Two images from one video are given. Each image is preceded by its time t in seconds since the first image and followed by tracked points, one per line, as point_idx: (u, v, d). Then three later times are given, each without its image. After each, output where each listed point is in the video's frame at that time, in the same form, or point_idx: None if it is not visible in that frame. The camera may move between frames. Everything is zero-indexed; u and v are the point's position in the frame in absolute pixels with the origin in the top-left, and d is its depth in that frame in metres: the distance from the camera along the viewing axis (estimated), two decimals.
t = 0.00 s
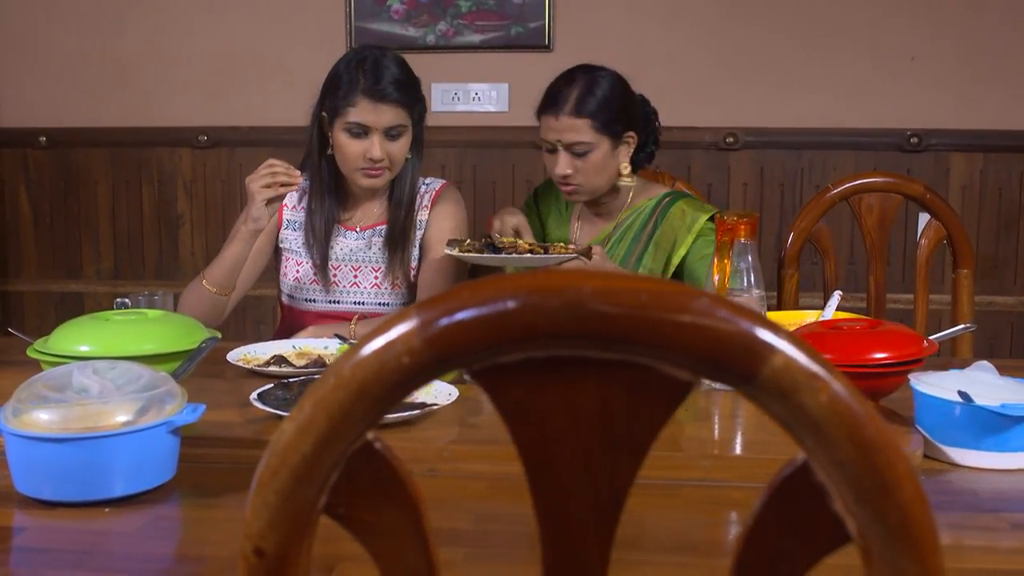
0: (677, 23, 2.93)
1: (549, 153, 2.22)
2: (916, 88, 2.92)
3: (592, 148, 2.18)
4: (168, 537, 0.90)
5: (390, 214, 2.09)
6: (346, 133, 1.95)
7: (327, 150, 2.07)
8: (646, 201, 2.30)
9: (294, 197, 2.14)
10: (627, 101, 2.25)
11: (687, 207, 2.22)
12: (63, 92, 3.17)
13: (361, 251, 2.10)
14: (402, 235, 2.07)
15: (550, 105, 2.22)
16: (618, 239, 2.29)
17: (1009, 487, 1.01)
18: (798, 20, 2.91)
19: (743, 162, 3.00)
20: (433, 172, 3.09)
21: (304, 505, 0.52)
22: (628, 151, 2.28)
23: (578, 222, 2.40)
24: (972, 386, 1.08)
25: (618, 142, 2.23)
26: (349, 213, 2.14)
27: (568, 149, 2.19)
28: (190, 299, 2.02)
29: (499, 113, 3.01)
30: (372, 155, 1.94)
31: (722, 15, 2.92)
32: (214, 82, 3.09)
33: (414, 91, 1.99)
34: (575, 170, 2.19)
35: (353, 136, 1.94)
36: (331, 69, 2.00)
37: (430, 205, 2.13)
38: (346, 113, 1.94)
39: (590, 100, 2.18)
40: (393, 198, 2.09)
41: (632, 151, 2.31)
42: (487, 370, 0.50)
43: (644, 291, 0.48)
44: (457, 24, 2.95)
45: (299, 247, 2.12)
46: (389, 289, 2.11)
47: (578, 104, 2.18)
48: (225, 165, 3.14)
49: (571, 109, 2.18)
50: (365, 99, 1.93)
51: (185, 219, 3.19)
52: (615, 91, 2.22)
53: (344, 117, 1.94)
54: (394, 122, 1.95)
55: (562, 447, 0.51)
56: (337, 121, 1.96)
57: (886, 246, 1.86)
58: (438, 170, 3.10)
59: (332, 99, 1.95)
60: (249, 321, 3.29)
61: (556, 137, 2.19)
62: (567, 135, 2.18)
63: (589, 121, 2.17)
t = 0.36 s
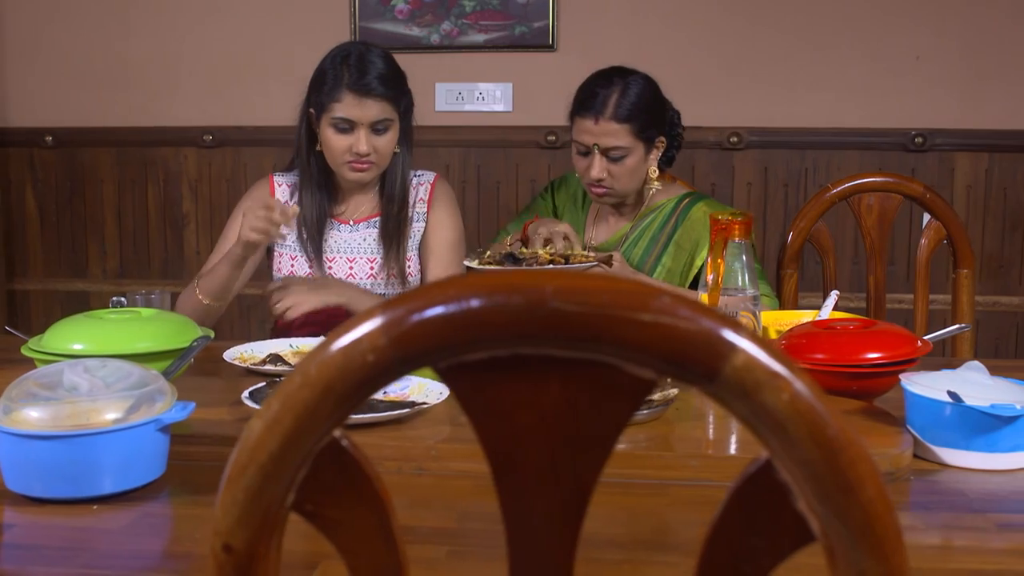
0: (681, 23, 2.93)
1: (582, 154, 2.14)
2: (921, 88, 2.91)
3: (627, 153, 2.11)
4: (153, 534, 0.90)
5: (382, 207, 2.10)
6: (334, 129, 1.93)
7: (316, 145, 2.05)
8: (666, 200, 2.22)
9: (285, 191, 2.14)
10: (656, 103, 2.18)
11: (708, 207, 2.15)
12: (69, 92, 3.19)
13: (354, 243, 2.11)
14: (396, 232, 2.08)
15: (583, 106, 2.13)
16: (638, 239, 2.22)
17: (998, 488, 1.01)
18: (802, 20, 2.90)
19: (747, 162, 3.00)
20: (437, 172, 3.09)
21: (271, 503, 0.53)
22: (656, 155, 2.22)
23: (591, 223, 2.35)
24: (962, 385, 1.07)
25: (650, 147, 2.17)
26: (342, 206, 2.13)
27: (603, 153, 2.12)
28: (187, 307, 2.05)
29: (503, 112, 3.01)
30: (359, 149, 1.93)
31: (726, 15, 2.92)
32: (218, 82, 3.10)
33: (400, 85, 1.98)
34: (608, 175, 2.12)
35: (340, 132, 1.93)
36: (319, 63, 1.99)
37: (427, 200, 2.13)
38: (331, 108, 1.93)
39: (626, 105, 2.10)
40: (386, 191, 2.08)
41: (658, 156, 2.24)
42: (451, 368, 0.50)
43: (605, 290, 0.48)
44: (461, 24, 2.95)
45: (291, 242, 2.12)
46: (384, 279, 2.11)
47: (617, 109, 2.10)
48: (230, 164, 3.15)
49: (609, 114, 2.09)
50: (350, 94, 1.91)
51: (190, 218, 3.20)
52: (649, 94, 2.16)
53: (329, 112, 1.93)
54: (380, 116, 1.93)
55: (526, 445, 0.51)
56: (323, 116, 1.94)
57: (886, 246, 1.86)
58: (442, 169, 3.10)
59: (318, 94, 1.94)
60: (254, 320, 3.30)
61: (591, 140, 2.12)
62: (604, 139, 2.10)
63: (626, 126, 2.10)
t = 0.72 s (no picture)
0: (687, 23, 2.93)
1: (580, 155, 2.12)
2: (927, 87, 2.89)
3: (623, 159, 2.09)
4: (143, 532, 0.91)
5: (380, 203, 2.11)
6: (327, 127, 1.94)
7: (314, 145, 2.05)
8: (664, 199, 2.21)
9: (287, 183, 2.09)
10: (661, 111, 2.16)
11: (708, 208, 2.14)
12: (76, 92, 3.20)
13: (354, 237, 2.12)
14: (393, 230, 2.09)
15: (588, 106, 2.12)
16: (638, 237, 2.20)
17: (989, 489, 1.00)
18: (808, 20, 2.90)
19: (753, 161, 2.99)
20: (443, 171, 3.10)
21: (242, 501, 0.53)
22: (658, 164, 2.20)
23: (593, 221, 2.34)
24: (955, 386, 1.07)
25: (649, 154, 2.15)
26: (341, 203, 2.13)
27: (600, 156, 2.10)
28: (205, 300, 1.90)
29: (509, 112, 3.01)
30: (352, 148, 1.94)
31: (732, 15, 2.91)
32: (225, 82, 3.11)
33: (394, 84, 1.99)
34: (603, 177, 2.11)
35: (333, 131, 1.93)
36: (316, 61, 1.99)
37: (423, 193, 2.15)
38: (325, 107, 1.94)
39: (629, 111, 2.08)
40: (382, 190, 2.09)
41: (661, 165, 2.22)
42: (418, 366, 0.51)
43: (570, 289, 0.48)
44: (467, 24, 2.96)
45: (292, 236, 2.10)
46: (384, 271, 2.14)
47: (617, 114, 2.08)
48: (237, 164, 3.16)
49: (609, 117, 2.07)
50: (343, 93, 1.92)
51: (197, 217, 3.21)
52: (654, 103, 2.14)
53: (323, 111, 1.93)
54: (374, 114, 1.94)
55: (493, 443, 0.52)
56: (318, 114, 1.95)
57: (887, 246, 1.85)
58: (447, 169, 3.11)
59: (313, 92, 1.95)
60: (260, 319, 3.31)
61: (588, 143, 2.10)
62: (602, 142, 2.08)
63: (625, 131, 2.07)
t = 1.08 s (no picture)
0: (693, 23, 2.92)
1: (582, 148, 2.12)
2: (935, 88, 2.88)
3: (626, 152, 2.09)
4: (133, 528, 0.91)
5: (381, 200, 2.11)
6: (333, 127, 1.94)
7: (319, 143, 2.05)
8: (663, 199, 2.20)
9: (292, 180, 2.10)
10: (664, 109, 2.16)
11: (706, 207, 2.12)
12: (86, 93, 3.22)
13: (355, 234, 2.11)
14: (394, 228, 2.10)
15: (592, 100, 2.12)
16: (636, 238, 2.20)
17: (979, 490, 1.00)
18: (815, 19, 2.89)
19: (759, 161, 2.99)
20: (450, 171, 3.11)
21: (212, 497, 0.54)
22: (659, 162, 2.20)
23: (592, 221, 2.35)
24: (947, 387, 1.07)
25: (651, 151, 2.15)
26: (344, 202, 2.13)
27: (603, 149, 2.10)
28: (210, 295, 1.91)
29: (516, 112, 3.02)
30: (358, 147, 1.94)
31: (740, 15, 2.91)
32: (233, 82, 3.12)
33: (400, 84, 1.99)
34: (604, 171, 2.11)
35: (339, 130, 1.94)
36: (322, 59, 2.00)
37: (423, 189, 2.16)
38: (331, 106, 1.94)
39: (634, 105, 2.09)
40: (385, 188, 2.10)
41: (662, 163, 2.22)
42: (385, 364, 0.51)
43: (534, 288, 0.49)
44: (474, 24, 2.96)
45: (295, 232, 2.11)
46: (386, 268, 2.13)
47: (621, 107, 2.08)
48: (245, 164, 3.17)
49: (613, 111, 2.08)
50: (349, 93, 1.93)
51: (205, 217, 3.23)
52: (658, 100, 2.14)
53: (329, 111, 1.94)
54: (380, 114, 1.94)
55: (459, 440, 0.52)
56: (324, 113, 1.95)
57: (889, 246, 1.85)
58: (454, 169, 3.12)
59: (320, 89, 1.95)
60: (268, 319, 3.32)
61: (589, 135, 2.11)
62: (606, 135, 2.08)
63: (628, 125, 2.08)
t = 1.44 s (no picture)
0: (701, 23, 2.92)
1: (568, 145, 2.11)
2: (944, 87, 2.87)
3: (611, 150, 2.07)
4: (123, 525, 0.92)
5: (383, 200, 2.11)
6: (335, 126, 1.95)
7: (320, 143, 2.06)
8: (660, 200, 2.17)
9: (292, 180, 2.12)
10: (657, 116, 2.14)
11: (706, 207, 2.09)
12: (96, 93, 3.24)
13: (354, 234, 2.11)
14: (395, 229, 2.10)
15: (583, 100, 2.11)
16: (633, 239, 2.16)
17: (970, 491, 1.00)
18: (823, 19, 2.88)
19: (767, 162, 2.98)
20: (458, 171, 3.11)
21: (184, 493, 0.54)
22: (645, 171, 2.17)
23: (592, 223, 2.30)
24: (940, 387, 1.07)
25: (638, 157, 2.12)
26: (344, 202, 2.14)
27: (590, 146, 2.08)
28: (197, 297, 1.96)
29: (524, 112, 3.02)
30: (361, 147, 1.95)
31: (748, 14, 2.90)
32: (242, 83, 3.14)
33: (404, 85, 1.99)
34: (589, 168, 2.08)
35: (341, 130, 1.95)
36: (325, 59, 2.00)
37: (426, 191, 2.16)
38: (333, 106, 1.95)
39: (625, 109, 2.07)
40: (386, 187, 2.10)
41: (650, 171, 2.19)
42: (352, 361, 0.51)
43: (497, 286, 0.49)
44: (482, 24, 2.97)
45: (294, 231, 2.12)
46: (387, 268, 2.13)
47: (609, 107, 2.07)
48: (253, 164, 3.18)
49: (602, 110, 2.07)
50: (352, 93, 1.93)
51: (214, 217, 3.24)
52: (653, 106, 2.12)
53: (331, 110, 1.94)
54: (382, 116, 1.95)
55: (427, 438, 0.53)
56: (326, 113, 1.96)
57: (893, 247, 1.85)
58: (462, 169, 3.12)
59: (324, 88, 1.96)
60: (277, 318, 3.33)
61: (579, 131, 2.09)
62: (593, 132, 2.07)
63: (615, 124, 2.07)
